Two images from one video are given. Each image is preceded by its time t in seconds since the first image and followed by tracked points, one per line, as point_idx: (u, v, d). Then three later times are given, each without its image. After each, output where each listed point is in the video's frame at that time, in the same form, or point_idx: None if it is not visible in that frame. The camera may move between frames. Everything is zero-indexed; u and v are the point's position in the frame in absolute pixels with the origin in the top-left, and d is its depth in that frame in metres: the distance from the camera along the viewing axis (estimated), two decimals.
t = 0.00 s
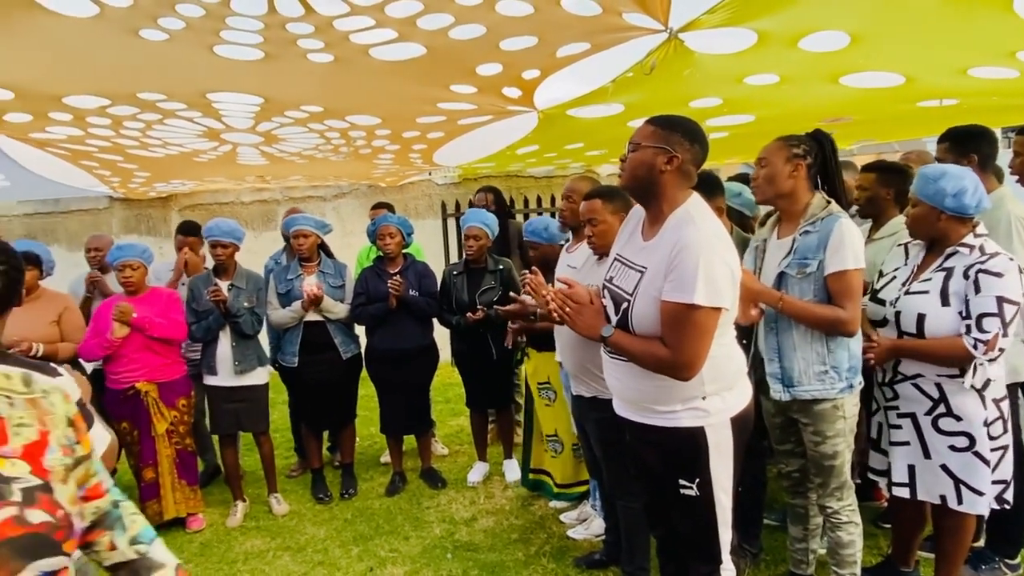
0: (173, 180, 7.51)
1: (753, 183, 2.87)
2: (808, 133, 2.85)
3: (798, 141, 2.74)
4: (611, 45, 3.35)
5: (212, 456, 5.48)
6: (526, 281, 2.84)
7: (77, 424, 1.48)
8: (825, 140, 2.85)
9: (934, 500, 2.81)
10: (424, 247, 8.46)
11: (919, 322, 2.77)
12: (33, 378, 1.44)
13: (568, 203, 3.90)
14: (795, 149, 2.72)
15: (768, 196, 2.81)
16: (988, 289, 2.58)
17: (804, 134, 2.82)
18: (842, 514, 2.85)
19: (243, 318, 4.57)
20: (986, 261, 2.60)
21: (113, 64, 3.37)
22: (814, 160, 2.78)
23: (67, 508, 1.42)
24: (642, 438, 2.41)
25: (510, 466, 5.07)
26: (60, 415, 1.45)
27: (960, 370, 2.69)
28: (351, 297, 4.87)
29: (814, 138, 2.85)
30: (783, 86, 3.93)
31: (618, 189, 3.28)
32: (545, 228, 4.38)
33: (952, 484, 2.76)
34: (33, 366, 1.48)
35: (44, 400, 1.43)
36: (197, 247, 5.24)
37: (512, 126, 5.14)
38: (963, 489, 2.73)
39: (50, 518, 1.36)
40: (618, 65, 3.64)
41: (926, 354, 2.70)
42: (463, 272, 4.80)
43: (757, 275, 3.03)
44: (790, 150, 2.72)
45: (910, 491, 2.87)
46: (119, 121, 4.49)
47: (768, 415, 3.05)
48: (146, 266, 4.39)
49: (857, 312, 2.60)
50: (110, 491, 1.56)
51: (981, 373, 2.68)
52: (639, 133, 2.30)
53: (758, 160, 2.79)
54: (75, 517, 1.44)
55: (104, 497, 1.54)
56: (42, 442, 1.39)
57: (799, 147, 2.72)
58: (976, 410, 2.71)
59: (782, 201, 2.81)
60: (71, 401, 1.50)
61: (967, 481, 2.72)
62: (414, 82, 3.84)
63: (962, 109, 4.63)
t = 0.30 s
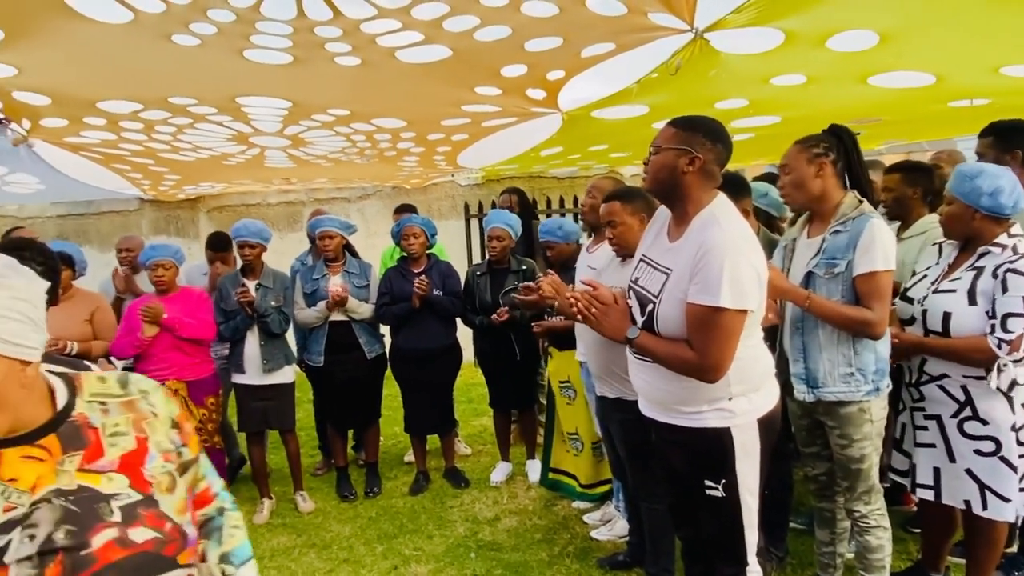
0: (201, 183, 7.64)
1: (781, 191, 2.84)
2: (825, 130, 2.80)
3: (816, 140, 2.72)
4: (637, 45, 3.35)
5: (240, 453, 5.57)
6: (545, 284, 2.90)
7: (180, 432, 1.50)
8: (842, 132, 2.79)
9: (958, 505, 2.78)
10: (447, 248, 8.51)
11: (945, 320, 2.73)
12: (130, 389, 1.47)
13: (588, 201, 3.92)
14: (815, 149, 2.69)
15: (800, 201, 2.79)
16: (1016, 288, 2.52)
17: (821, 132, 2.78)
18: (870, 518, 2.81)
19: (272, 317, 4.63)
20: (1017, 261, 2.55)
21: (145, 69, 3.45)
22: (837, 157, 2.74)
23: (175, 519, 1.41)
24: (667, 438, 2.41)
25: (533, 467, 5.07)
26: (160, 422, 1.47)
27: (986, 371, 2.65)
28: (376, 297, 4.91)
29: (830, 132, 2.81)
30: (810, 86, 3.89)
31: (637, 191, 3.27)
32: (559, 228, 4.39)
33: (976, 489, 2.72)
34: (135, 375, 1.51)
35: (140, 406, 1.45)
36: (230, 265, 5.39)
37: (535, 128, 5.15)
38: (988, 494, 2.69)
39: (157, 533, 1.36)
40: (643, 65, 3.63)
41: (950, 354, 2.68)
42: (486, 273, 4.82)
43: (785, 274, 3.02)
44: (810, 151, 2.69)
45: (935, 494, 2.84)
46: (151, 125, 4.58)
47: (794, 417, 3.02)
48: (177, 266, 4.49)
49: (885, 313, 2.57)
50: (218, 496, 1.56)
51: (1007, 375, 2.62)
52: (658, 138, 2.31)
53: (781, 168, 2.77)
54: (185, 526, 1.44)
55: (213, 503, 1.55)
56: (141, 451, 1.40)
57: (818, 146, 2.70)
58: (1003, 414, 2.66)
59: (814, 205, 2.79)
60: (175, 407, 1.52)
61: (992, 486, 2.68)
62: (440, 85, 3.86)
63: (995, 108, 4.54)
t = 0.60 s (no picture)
0: (224, 186, 7.75)
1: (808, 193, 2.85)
2: (854, 128, 2.76)
3: (843, 140, 2.69)
4: (657, 47, 3.34)
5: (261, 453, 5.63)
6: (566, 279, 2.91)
7: (239, 450, 1.32)
8: (870, 128, 2.74)
9: (978, 510, 2.74)
10: (466, 250, 8.54)
11: (969, 322, 2.70)
12: (192, 398, 1.30)
13: (604, 199, 3.91)
14: (840, 150, 2.67)
15: (826, 203, 2.78)
16: None
17: (848, 130, 2.75)
18: (893, 524, 2.78)
19: (292, 318, 4.68)
20: None
21: (171, 73, 3.50)
22: (864, 157, 2.71)
23: (201, 561, 1.21)
24: (688, 440, 2.41)
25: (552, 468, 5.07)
26: (215, 439, 1.30)
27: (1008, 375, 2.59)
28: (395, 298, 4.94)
29: (859, 129, 2.76)
30: (833, 87, 3.85)
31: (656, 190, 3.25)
32: (575, 228, 4.40)
33: (997, 495, 2.67)
34: (205, 381, 1.34)
35: (196, 418, 1.28)
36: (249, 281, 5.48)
37: (554, 130, 5.16)
38: (1008, 499, 2.64)
39: None
40: (663, 67, 3.62)
41: (971, 357, 2.64)
42: (505, 274, 4.83)
43: (808, 271, 3.00)
44: (836, 152, 2.68)
45: (955, 498, 2.81)
46: (176, 128, 4.65)
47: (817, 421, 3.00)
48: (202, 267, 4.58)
49: (901, 319, 2.52)
50: (298, 522, 1.36)
51: None
52: (676, 141, 2.32)
53: (807, 171, 2.77)
54: (221, 566, 1.24)
55: (288, 530, 1.36)
56: (180, 475, 1.24)
57: (845, 147, 2.67)
58: None
59: (841, 206, 2.77)
60: (243, 420, 1.34)
61: (1012, 492, 2.63)
62: (460, 87, 3.88)
63: None
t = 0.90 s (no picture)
0: (245, 188, 7.85)
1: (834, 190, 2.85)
2: (882, 126, 2.71)
3: (869, 140, 2.65)
4: (677, 46, 3.32)
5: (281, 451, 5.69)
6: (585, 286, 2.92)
7: (272, 501, 1.10)
8: (900, 128, 2.68)
9: (1001, 513, 2.69)
10: (483, 251, 8.57)
11: (994, 323, 2.66)
12: (239, 431, 1.12)
13: (618, 198, 3.89)
14: (865, 150, 2.65)
15: (850, 203, 2.78)
16: None
17: (877, 128, 2.70)
18: (917, 528, 2.74)
19: (312, 318, 4.72)
20: None
21: (195, 75, 3.55)
22: (892, 157, 2.67)
23: None
24: (707, 442, 2.40)
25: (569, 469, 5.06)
26: (246, 483, 1.10)
27: None
28: (413, 299, 4.97)
29: (889, 127, 2.71)
30: (855, 85, 3.81)
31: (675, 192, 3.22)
32: (597, 226, 4.41)
33: (1020, 498, 2.62)
34: (260, 412, 1.14)
35: (227, 458, 1.10)
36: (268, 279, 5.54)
37: (572, 130, 5.16)
38: None
39: None
40: (683, 66, 3.61)
41: (995, 358, 2.60)
42: (522, 275, 4.84)
43: (833, 274, 2.98)
44: (861, 153, 2.66)
45: (978, 500, 2.78)
46: (198, 130, 4.71)
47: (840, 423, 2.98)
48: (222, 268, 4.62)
49: (921, 326, 2.48)
50: None
51: None
52: (695, 142, 2.31)
53: (833, 168, 2.77)
54: None
55: None
56: (191, 521, 1.08)
57: (871, 147, 2.64)
58: None
59: (867, 206, 2.76)
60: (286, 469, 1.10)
61: None
62: (479, 87, 3.90)
63: None
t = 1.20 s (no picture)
0: (258, 188, 7.90)
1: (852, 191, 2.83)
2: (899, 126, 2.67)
3: (884, 141, 2.63)
4: (691, 44, 3.30)
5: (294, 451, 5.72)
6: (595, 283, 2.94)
7: None
8: (917, 128, 2.63)
9: None
10: (494, 250, 8.57)
11: (1016, 324, 2.70)
12: (271, 480, 1.03)
13: (629, 199, 3.85)
14: (880, 152, 2.63)
15: (866, 203, 2.76)
16: None
17: (893, 128, 2.66)
18: (935, 531, 2.71)
19: (324, 318, 4.77)
20: None
21: (209, 76, 3.57)
22: (908, 157, 2.63)
23: None
24: (720, 443, 2.38)
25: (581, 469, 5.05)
26: (254, 547, 1.01)
27: None
28: (425, 299, 4.97)
29: (906, 126, 2.66)
30: (871, 84, 3.78)
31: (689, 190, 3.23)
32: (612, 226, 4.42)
33: None
34: (298, 469, 1.03)
35: (246, 512, 1.02)
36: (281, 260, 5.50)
37: (584, 130, 5.14)
38: None
39: None
40: (696, 65, 3.59)
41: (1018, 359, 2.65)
42: (535, 274, 4.83)
43: (851, 274, 2.95)
44: (875, 154, 2.64)
45: (1002, 501, 2.80)
46: (212, 131, 4.74)
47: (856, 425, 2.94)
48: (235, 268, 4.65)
49: (936, 331, 2.46)
50: None
51: None
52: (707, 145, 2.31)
53: (850, 169, 2.76)
54: None
55: None
56: (196, 562, 1.05)
57: (885, 148, 2.62)
58: None
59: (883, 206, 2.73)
60: (296, 549, 0.96)
61: None
62: (492, 87, 3.89)
63: None
